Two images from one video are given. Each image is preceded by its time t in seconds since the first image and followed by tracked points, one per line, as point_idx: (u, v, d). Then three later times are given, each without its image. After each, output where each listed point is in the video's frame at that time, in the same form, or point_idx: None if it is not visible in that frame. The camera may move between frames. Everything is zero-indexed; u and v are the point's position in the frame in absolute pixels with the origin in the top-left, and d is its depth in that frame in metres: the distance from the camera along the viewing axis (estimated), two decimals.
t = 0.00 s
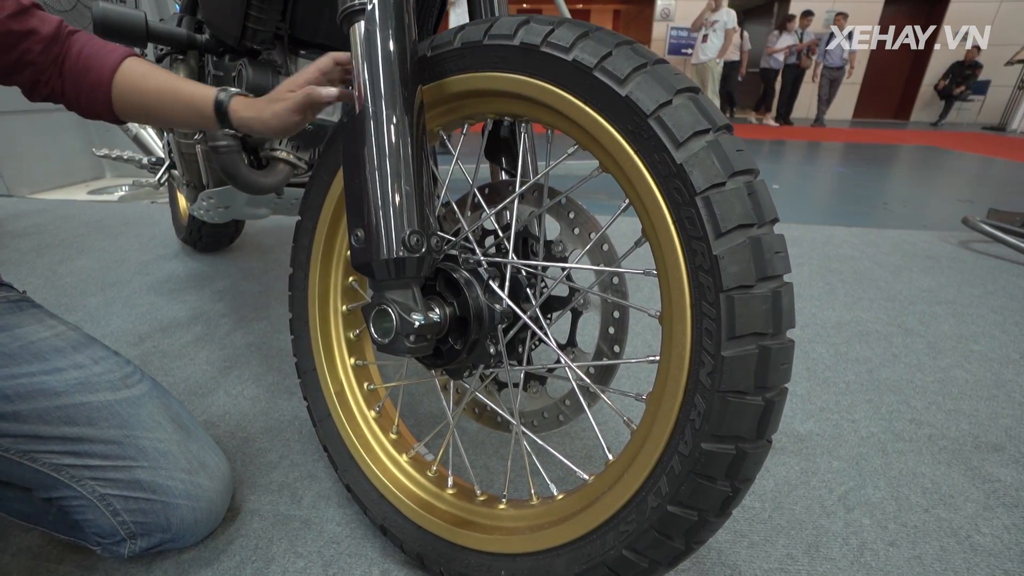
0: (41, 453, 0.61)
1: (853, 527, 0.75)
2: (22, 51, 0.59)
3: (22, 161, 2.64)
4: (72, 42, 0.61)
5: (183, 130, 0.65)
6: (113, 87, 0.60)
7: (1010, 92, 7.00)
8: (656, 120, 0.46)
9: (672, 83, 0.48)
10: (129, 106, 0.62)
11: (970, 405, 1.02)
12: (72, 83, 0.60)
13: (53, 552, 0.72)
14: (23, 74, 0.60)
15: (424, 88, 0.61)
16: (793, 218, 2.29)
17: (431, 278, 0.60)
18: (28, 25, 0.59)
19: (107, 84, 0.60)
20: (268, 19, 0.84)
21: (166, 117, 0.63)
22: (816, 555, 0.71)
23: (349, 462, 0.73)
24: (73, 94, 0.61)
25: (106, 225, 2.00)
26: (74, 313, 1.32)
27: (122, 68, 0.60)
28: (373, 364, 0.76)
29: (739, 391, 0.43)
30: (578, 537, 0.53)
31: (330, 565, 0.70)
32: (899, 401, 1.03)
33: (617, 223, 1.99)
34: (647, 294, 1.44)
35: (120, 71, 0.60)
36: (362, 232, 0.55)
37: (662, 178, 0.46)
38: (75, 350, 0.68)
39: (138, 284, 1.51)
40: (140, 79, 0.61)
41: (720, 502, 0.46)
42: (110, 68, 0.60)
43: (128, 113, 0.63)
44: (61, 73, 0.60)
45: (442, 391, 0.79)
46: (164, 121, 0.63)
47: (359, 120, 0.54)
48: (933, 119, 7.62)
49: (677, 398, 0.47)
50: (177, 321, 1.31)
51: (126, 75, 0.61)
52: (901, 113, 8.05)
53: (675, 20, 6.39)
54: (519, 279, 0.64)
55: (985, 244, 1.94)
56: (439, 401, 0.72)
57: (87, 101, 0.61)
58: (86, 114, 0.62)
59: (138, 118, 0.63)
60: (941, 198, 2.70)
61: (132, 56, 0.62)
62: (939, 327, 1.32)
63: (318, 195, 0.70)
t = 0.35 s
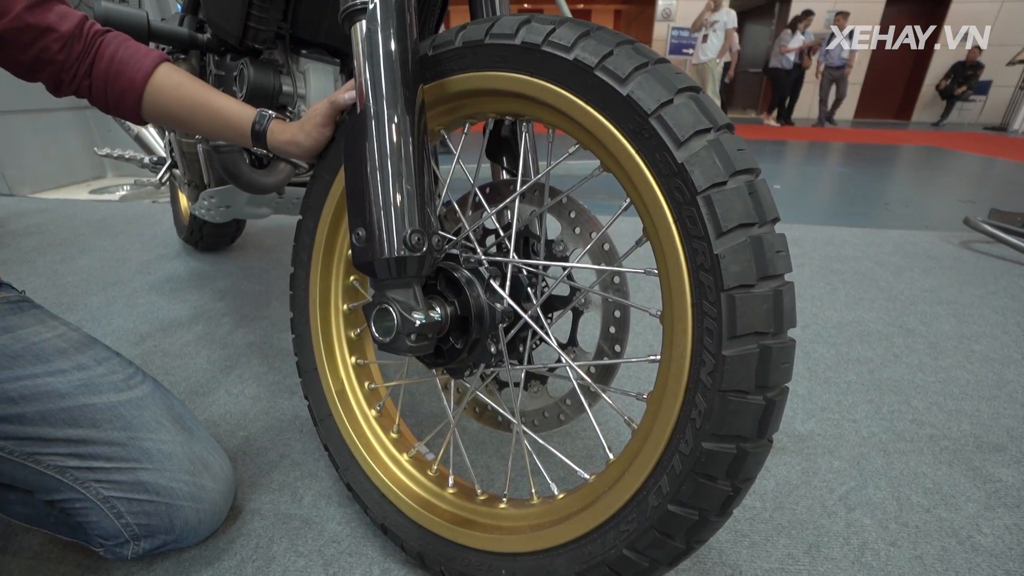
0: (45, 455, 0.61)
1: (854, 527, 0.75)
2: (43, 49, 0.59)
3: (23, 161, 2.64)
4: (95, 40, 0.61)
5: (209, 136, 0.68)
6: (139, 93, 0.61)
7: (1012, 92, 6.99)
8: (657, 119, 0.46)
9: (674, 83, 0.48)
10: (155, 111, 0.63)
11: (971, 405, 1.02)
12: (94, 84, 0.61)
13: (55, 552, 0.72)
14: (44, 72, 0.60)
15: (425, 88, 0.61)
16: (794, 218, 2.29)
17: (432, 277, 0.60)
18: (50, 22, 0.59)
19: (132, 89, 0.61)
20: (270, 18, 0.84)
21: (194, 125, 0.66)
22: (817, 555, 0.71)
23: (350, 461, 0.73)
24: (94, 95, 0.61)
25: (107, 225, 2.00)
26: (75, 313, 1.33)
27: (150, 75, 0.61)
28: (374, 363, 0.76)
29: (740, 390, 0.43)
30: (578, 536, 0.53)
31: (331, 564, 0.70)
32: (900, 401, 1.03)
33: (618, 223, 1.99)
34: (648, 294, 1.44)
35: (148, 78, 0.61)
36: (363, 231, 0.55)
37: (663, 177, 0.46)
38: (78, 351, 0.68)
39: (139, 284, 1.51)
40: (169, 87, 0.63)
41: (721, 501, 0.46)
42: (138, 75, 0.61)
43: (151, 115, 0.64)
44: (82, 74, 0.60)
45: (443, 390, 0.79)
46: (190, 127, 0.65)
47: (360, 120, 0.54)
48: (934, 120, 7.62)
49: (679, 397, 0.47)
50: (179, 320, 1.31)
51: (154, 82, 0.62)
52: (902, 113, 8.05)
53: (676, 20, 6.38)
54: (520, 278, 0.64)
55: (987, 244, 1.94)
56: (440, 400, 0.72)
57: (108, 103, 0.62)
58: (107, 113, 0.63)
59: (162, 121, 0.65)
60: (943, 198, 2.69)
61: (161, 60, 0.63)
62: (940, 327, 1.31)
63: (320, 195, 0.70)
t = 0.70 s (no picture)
0: (45, 458, 0.62)
1: (851, 529, 0.75)
2: (38, 53, 0.59)
3: (24, 160, 2.65)
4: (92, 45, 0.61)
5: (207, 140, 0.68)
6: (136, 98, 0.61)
7: (1013, 93, 6.98)
8: (653, 123, 0.46)
9: (670, 86, 0.48)
10: (152, 115, 0.64)
11: (969, 406, 1.02)
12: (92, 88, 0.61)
13: (55, 551, 0.73)
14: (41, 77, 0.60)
15: (424, 90, 0.61)
16: (794, 219, 2.29)
17: (430, 279, 0.61)
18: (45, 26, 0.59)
19: (129, 93, 0.61)
20: (270, 20, 0.84)
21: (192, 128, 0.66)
22: (813, 556, 0.71)
23: (349, 461, 0.73)
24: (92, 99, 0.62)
25: (108, 225, 2.01)
26: (76, 313, 1.33)
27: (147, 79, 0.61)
28: (373, 364, 0.76)
29: (735, 393, 0.44)
30: (575, 537, 0.53)
31: (330, 564, 0.70)
32: (898, 403, 1.03)
33: (618, 224, 1.99)
34: (647, 295, 1.44)
35: (145, 82, 0.61)
36: (361, 233, 0.55)
37: (659, 181, 0.46)
38: (76, 354, 0.68)
39: (140, 284, 1.51)
40: (168, 93, 0.63)
41: (716, 503, 0.46)
42: (134, 79, 0.61)
43: (147, 119, 0.64)
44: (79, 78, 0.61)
45: (442, 391, 0.79)
46: (188, 131, 0.65)
47: (359, 123, 0.54)
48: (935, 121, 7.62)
49: (674, 399, 0.47)
50: (179, 320, 1.31)
51: (151, 87, 0.62)
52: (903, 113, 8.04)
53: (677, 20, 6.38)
54: (518, 280, 0.64)
55: (987, 245, 1.94)
56: (439, 401, 0.73)
57: (105, 108, 0.62)
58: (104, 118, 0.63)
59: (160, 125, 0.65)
60: (943, 199, 2.69)
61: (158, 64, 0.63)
62: (939, 329, 1.32)
63: (319, 196, 0.71)
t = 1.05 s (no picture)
0: (41, 461, 0.62)
1: (852, 529, 0.75)
2: (27, 43, 0.57)
3: (26, 159, 2.65)
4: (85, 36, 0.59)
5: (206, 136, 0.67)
6: (135, 93, 0.60)
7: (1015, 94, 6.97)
8: (653, 121, 0.46)
9: (669, 85, 0.48)
10: (150, 110, 0.63)
11: (970, 407, 1.02)
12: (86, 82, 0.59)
13: (55, 550, 0.73)
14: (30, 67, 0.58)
15: (423, 89, 0.61)
16: (795, 220, 2.29)
17: (430, 278, 0.60)
18: (33, 15, 0.57)
19: (127, 89, 0.60)
20: (270, 19, 0.84)
21: (192, 125, 0.65)
22: (814, 557, 0.71)
23: (348, 460, 0.73)
24: (86, 93, 0.60)
25: (109, 224, 2.01)
26: (76, 312, 1.33)
27: (147, 75, 0.60)
28: (373, 363, 0.76)
29: (735, 392, 0.44)
30: (574, 537, 0.53)
31: (328, 563, 0.70)
32: (899, 403, 1.03)
33: (618, 224, 1.99)
34: (648, 295, 1.44)
35: (145, 78, 0.60)
36: (361, 232, 0.55)
37: (659, 179, 0.46)
38: (70, 355, 0.68)
39: (141, 283, 1.51)
40: (168, 89, 0.62)
41: (715, 503, 0.46)
42: (133, 73, 0.60)
43: (144, 114, 0.63)
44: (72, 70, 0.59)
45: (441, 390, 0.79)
46: (187, 128, 0.65)
47: (358, 121, 0.54)
48: (937, 121, 7.61)
49: (673, 399, 0.47)
50: (179, 319, 1.31)
51: (151, 83, 0.61)
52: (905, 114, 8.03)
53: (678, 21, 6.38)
54: (517, 279, 0.64)
55: (988, 246, 1.94)
56: (438, 400, 0.73)
57: (100, 102, 0.60)
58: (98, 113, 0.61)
59: (158, 121, 0.64)
60: (945, 200, 2.69)
61: (157, 58, 0.62)
62: (940, 330, 1.31)
63: (319, 194, 0.71)
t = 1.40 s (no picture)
0: (17, 473, 0.62)
1: (854, 532, 0.75)
2: (14, 44, 0.57)
3: (30, 159, 2.66)
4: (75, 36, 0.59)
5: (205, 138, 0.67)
6: (132, 94, 0.60)
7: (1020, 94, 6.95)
8: (657, 124, 0.46)
9: (673, 87, 0.48)
10: (147, 112, 0.62)
11: (973, 409, 1.02)
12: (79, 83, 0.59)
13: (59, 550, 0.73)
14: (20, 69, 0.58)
15: (427, 91, 0.61)
16: (798, 220, 2.28)
17: (433, 279, 0.61)
18: (22, 15, 0.57)
19: (124, 91, 0.59)
20: (275, 20, 0.84)
21: (190, 126, 0.65)
22: (816, 559, 0.71)
23: (352, 460, 0.73)
24: (80, 95, 0.60)
25: (113, 223, 2.02)
26: (80, 311, 1.34)
27: (143, 76, 0.60)
28: (376, 363, 0.76)
29: (738, 394, 0.44)
30: (576, 538, 0.53)
31: (331, 563, 0.70)
32: (902, 405, 1.03)
33: (620, 225, 1.99)
34: (650, 296, 1.44)
35: (141, 79, 0.60)
36: (365, 233, 0.55)
37: (662, 181, 0.46)
38: (46, 360, 0.66)
39: (144, 282, 1.52)
40: (165, 90, 0.62)
41: (718, 504, 0.46)
42: (130, 75, 0.59)
43: (142, 116, 0.63)
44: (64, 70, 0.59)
45: (444, 391, 0.79)
46: (186, 130, 0.64)
47: (363, 123, 0.55)
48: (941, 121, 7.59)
49: (676, 401, 0.47)
50: (183, 319, 1.32)
51: (147, 84, 0.61)
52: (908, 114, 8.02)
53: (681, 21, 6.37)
54: (520, 281, 0.64)
55: (992, 247, 1.93)
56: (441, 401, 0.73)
57: (96, 104, 0.60)
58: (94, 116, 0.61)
59: (155, 123, 0.64)
60: (949, 200, 2.69)
61: (152, 59, 0.62)
62: (943, 331, 1.31)
63: (324, 194, 0.71)
